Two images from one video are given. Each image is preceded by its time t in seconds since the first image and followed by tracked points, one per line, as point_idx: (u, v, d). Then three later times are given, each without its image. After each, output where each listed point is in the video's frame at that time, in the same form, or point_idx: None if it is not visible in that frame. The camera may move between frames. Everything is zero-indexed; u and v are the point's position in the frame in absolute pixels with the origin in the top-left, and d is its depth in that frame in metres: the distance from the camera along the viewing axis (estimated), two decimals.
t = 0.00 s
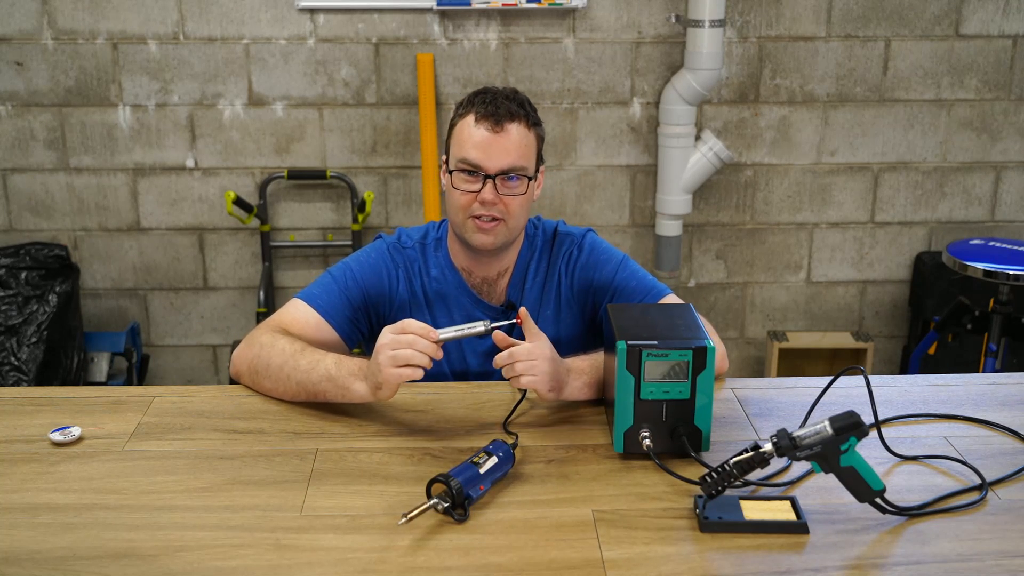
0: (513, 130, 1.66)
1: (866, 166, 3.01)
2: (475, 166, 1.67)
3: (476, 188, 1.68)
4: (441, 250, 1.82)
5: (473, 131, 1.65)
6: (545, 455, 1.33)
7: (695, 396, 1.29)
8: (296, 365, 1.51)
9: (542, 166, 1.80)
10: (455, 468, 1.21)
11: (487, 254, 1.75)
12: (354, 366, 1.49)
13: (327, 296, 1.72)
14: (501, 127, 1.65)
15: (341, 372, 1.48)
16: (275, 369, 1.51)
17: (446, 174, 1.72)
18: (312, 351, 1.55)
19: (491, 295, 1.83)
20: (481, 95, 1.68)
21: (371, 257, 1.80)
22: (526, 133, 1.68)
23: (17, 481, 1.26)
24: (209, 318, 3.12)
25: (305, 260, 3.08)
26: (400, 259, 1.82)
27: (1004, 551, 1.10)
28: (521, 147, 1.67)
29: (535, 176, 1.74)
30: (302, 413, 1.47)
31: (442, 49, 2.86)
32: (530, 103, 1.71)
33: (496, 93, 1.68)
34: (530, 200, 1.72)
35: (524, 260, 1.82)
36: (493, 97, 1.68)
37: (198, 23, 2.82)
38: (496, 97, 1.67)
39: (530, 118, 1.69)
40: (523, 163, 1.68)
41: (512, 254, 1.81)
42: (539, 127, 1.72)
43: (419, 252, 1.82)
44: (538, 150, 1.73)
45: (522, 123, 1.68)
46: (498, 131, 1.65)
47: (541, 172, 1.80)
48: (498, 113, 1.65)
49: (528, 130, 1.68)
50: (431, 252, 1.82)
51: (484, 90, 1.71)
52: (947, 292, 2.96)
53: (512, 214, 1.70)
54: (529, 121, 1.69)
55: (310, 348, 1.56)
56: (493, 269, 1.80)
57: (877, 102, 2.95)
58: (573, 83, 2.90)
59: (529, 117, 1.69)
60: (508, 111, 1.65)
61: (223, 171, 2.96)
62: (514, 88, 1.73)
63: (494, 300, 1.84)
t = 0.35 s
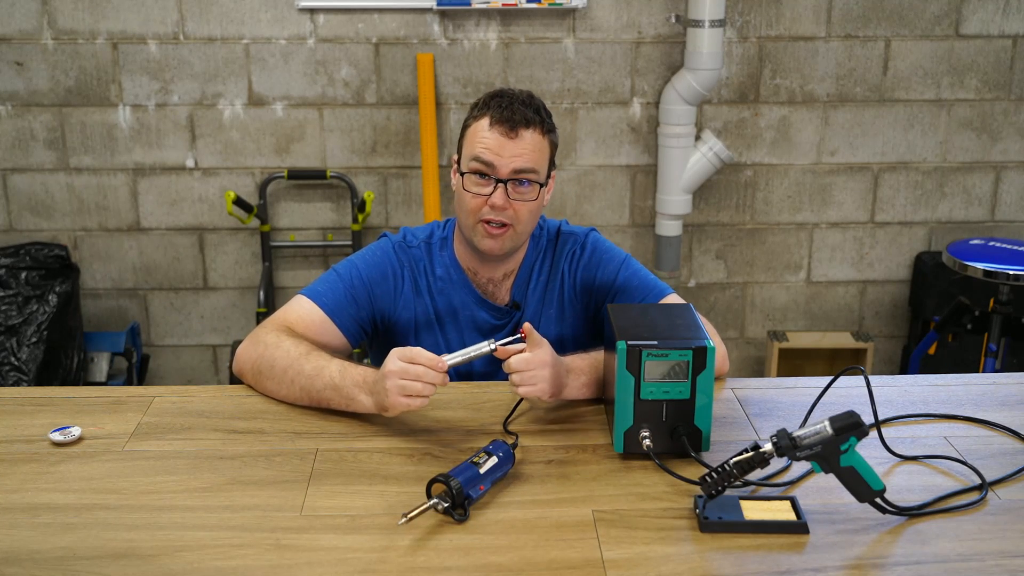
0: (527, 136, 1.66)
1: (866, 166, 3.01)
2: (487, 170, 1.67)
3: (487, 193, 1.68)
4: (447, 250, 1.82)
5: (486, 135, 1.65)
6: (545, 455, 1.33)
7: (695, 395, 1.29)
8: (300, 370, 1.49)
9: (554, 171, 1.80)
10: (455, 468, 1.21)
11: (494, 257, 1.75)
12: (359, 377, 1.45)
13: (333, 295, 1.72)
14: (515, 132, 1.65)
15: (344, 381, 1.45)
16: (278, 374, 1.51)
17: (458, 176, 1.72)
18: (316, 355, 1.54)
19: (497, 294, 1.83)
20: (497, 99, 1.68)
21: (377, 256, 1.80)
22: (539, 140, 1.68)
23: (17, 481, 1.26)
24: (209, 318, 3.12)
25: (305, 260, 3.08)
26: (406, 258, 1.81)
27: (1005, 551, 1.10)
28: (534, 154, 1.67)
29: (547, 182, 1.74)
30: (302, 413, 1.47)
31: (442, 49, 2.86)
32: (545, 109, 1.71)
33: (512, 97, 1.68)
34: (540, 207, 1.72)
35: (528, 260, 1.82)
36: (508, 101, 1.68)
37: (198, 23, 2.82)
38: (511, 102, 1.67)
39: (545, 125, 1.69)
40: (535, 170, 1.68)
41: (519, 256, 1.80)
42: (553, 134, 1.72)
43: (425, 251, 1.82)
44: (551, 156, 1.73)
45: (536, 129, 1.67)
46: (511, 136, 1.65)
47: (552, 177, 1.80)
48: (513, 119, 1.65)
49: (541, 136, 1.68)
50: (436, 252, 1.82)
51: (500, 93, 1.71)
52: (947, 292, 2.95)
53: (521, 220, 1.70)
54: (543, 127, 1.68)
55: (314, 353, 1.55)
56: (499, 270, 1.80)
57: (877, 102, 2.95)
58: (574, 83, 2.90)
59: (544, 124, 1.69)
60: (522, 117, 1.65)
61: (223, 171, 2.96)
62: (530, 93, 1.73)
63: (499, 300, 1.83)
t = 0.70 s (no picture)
0: (520, 141, 1.64)
1: (866, 166, 3.01)
2: (480, 176, 1.66)
3: (481, 198, 1.67)
4: (445, 250, 1.81)
5: (478, 141, 1.64)
6: (545, 455, 1.33)
7: (695, 395, 1.29)
8: (305, 356, 1.52)
9: (550, 170, 1.79)
10: (455, 468, 1.21)
11: (491, 259, 1.75)
12: (364, 353, 1.52)
13: (331, 296, 1.72)
14: (507, 138, 1.64)
15: (350, 359, 1.51)
16: (281, 363, 1.52)
17: (451, 181, 1.71)
18: (319, 344, 1.58)
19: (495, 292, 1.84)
20: (489, 103, 1.66)
21: (375, 257, 1.80)
22: (532, 143, 1.66)
23: (18, 481, 1.26)
24: (209, 318, 3.12)
25: (305, 260, 3.08)
26: (404, 259, 1.81)
27: (1005, 551, 1.10)
28: (527, 158, 1.65)
29: (542, 183, 1.73)
30: (301, 413, 1.47)
31: (442, 49, 2.86)
32: (537, 110, 1.69)
33: (505, 101, 1.66)
34: (536, 209, 1.71)
35: (527, 260, 1.82)
36: (499, 105, 1.66)
37: (198, 23, 2.82)
38: (502, 105, 1.65)
39: (538, 127, 1.68)
40: (529, 174, 1.66)
41: (517, 256, 1.80)
42: (546, 135, 1.70)
43: (423, 251, 1.82)
44: (545, 157, 1.71)
45: (529, 133, 1.66)
46: (504, 142, 1.63)
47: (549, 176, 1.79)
48: (505, 124, 1.63)
49: (534, 139, 1.66)
50: (435, 253, 1.82)
51: (491, 96, 1.69)
52: (947, 292, 2.95)
53: (517, 224, 1.69)
54: (536, 130, 1.67)
55: (318, 343, 1.58)
56: (497, 271, 1.80)
57: (877, 102, 2.95)
58: (574, 83, 2.90)
59: (538, 126, 1.67)
60: (514, 122, 1.63)
61: (223, 171, 2.96)
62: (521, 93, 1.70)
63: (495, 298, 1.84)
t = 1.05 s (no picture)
0: (506, 143, 1.64)
1: (866, 166, 3.01)
2: (470, 181, 1.65)
3: (472, 203, 1.67)
4: (443, 251, 1.81)
5: (465, 146, 1.63)
6: (545, 455, 1.33)
7: (695, 396, 1.29)
8: (300, 369, 1.49)
9: (540, 166, 1.78)
10: (455, 468, 1.21)
11: (488, 262, 1.75)
12: (358, 374, 1.45)
13: (330, 295, 1.72)
14: (493, 141, 1.63)
15: (344, 380, 1.45)
16: (278, 371, 1.51)
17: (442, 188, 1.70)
18: (315, 353, 1.55)
19: (494, 296, 1.83)
20: (474, 105, 1.66)
21: (374, 257, 1.80)
22: (520, 144, 1.66)
23: (17, 481, 1.26)
24: (209, 318, 3.12)
25: (305, 260, 3.08)
26: (402, 260, 1.81)
27: (1005, 551, 1.10)
28: (515, 159, 1.65)
29: (532, 182, 1.73)
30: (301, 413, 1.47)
31: (442, 49, 2.86)
32: (522, 109, 1.68)
33: (489, 102, 1.66)
34: (527, 208, 1.71)
35: (525, 260, 1.83)
36: (483, 108, 1.65)
37: (198, 23, 2.82)
38: (487, 108, 1.65)
39: (524, 126, 1.67)
40: (518, 175, 1.66)
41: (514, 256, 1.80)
42: (533, 133, 1.69)
43: (422, 252, 1.81)
44: (534, 156, 1.71)
45: (515, 134, 1.65)
46: (490, 145, 1.63)
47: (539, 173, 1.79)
48: (490, 127, 1.63)
49: (521, 140, 1.66)
50: (433, 254, 1.81)
51: (474, 99, 1.68)
52: (947, 292, 2.95)
53: (510, 225, 1.69)
54: (522, 130, 1.66)
55: (314, 351, 1.55)
56: (495, 271, 1.80)
57: (876, 102, 2.95)
58: (574, 83, 2.90)
59: (524, 126, 1.67)
60: (499, 124, 1.63)
61: (223, 171, 2.96)
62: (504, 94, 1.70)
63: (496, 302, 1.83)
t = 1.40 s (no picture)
0: (499, 143, 1.64)
1: (866, 166, 3.01)
2: (463, 182, 1.65)
3: (466, 204, 1.67)
4: (441, 251, 1.81)
5: (458, 147, 1.63)
6: (545, 455, 1.33)
7: (695, 396, 1.29)
8: (300, 371, 1.49)
9: (534, 165, 1.79)
10: (455, 468, 1.21)
11: (483, 262, 1.75)
12: (358, 380, 1.44)
13: (330, 296, 1.72)
14: (486, 141, 1.63)
15: (345, 383, 1.45)
16: (279, 373, 1.51)
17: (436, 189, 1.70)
18: (316, 355, 1.54)
19: (492, 295, 1.83)
20: (466, 106, 1.66)
21: (372, 257, 1.80)
22: (513, 144, 1.66)
23: (17, 481, 1.26)
24: (209, 318, 3.12)
25: (305, 260, 3.08)
26: (401, 260, 1.81)
27: (1005, 551, 1.10)
28: (507, 160, 1.65)
29: (526, 181, 1.73)
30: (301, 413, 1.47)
31: (442, 49, 2.86)
32: (514, 109, 1.68)
33: (481, 103, 1.66)
34: (522, 207, 1.71)
35: (522, 259, 1.82)
36: (476, 109, 1.66)
37: (198, 23, 2.82)
38: (479, 108, 1.65)
39: (517, 127, 1.67)
40: (511, 175, 1.66)
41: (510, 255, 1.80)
42: (526, 133, 1.70)
43: (420, 253, 1.81)
44: (527, 155, 1.71)
45: (507, 134, 1.65)
46: (483, 145, 1.63)
47: (534, 172, 1.79)
48: (482, 128, 1.63)
49: (513, 139, 1.66)
50: (431, 254, 1.81)
51: (466, 99, 1.68)
52: (947, 292, 2.95)
53: (505, 225, 1.69)
54: (514, 130, 1.66)
55: (315, 354, 1.55)
56: (492, 271, 1.79)
57: (877, 102, 2.95)
58: (574, 83, 2.90)
59: (516, 126, 1.67)
60: (492, 125, 1.63)
61: (223, 171, 2.96)
62: (496, 94, 1.70)
63: (494, 300, 1.83)
